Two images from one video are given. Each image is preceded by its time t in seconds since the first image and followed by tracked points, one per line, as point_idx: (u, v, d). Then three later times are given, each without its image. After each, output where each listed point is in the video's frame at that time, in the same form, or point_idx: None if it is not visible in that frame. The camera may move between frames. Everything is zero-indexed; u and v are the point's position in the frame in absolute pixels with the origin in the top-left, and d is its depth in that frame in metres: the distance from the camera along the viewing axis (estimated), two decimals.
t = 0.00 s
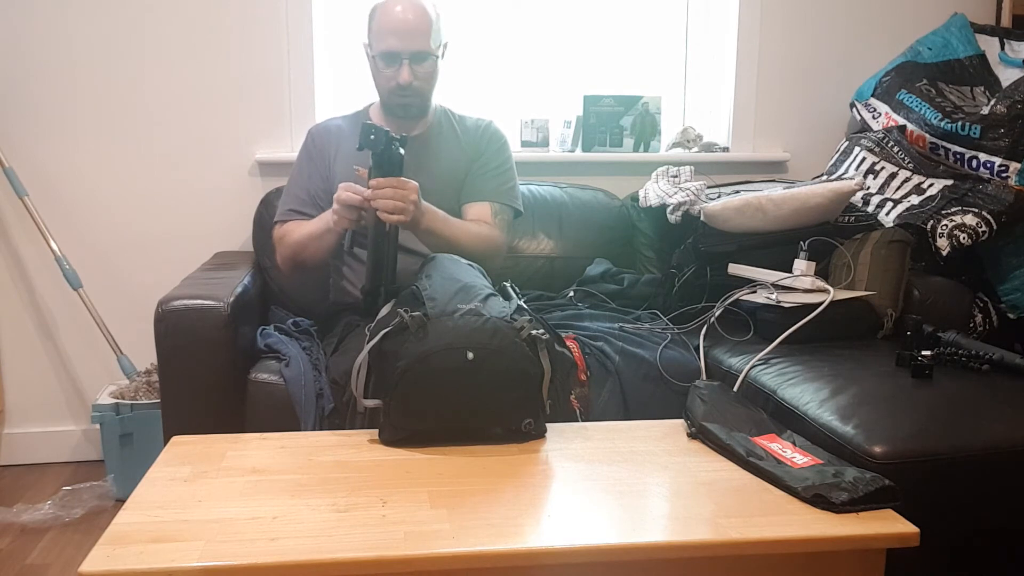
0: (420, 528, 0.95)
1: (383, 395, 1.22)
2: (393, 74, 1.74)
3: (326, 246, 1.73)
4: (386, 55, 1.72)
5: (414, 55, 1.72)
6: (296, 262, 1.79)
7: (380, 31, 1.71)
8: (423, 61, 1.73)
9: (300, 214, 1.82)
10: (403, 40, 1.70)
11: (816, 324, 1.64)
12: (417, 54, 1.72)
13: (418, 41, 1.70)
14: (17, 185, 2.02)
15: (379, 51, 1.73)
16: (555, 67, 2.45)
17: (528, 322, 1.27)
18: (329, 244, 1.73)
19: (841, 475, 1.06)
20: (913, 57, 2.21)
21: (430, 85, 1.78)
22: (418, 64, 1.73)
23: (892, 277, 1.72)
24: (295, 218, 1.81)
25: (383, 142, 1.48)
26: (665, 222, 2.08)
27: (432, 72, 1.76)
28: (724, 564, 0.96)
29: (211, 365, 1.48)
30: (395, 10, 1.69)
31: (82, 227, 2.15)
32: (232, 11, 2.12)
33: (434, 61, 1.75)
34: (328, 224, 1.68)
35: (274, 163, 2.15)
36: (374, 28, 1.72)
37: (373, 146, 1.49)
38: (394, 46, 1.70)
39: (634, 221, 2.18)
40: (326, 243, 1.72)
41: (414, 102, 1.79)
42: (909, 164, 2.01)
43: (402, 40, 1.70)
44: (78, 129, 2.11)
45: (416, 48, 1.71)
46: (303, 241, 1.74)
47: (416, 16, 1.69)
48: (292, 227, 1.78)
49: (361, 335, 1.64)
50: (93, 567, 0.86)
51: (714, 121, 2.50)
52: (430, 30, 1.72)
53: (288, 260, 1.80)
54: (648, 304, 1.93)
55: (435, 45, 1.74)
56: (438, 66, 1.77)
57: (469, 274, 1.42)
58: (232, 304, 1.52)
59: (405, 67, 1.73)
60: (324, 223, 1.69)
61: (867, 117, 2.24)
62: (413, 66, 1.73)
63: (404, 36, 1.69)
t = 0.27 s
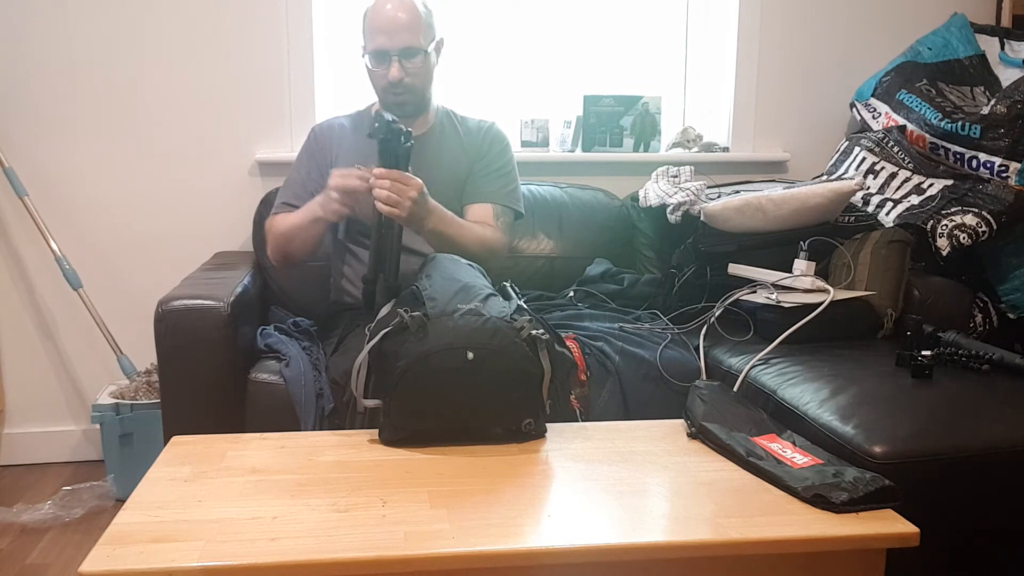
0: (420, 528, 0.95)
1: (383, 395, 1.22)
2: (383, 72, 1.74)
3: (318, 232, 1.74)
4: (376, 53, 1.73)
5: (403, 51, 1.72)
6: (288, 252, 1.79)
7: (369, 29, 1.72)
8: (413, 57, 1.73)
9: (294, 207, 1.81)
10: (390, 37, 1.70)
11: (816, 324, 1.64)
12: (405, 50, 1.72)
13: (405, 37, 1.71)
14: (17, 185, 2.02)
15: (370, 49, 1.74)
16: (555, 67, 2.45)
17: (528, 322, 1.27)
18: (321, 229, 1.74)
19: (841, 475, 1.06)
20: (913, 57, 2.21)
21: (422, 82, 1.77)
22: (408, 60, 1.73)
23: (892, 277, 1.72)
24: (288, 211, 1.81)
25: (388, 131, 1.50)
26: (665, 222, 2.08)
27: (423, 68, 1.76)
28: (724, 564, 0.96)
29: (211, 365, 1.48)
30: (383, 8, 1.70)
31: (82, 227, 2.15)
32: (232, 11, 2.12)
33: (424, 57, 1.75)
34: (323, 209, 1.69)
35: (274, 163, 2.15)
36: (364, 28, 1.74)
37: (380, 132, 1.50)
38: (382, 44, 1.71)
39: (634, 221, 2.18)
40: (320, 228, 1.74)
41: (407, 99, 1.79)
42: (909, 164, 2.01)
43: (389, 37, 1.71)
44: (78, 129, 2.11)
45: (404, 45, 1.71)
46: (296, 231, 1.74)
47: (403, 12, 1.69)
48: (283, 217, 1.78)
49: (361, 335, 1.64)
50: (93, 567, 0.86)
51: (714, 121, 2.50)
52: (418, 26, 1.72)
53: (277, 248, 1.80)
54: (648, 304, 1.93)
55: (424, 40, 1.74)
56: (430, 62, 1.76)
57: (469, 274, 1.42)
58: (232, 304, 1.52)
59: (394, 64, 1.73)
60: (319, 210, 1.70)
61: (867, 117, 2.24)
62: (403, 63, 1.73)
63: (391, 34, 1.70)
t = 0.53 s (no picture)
0: (420, 528, 0.95)
1: (383, 395, 1.22)
2: (377, 70, 1.75)
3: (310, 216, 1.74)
4: (369, 52, 1.73)
5: (395, 48, 1.72)
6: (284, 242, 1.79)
7: (361, 29, 1.73)
8: (406, 53, 1.73)
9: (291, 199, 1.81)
10: (382, 34, 1.71)
11: (816, 324, 1.64)
12: (398, 46, 1.72)
13: (397, 33, 1.71)
14: (17, 185, 2.02)
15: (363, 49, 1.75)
16: (555, 68, 2.45)
17: (528, 322, 1.27)
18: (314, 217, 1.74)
19: (841, 475, 1.06)
20: (913, 57, 2.21)
21: (418, 78, 1.77)
22: (401, 56, 1.73)
23: (892, 277, 1.72)
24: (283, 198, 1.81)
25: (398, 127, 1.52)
26: (665, 222, 2.08)
27: (417, 64, 1.75)
28: (724, 564, 0.96)
29: (210, 365, 1.48)
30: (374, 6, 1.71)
31: (82, 227, 2.15)
32: (232, 11, 2.12)
33: (418, 53, 1.74)
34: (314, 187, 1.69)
35: (274, 163, 2.15)
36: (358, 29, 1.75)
37: (388, 132, 1.52)
38: (374, 42, 1.72)
39: (634, 221, 2.17)
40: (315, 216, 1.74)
41: (403, 96, 1.79)
42: (909, 164, 2.01)
43: (381, 35, 1.71)
44: (78, 129, 2.11)
45: (396, 41, 1.71)
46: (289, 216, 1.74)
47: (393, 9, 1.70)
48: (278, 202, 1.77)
49: (361, 335, 1.64)
50: (93, 567, 0.86)
51: (714, 121, 2.50)
52: (410, 22, 1.72)
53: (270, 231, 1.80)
54: (648, 304, 1.94)
55: (417, 36, 1.74)
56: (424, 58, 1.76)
57: (469, 274, 1.42)
58: (232, 304, 1.52)
59: (388, 61, 1.73)
60: (312, 195, 1.70)
61: (867, 117, 2.24)
62: (396, 59, 1.73)
63: (383, 31, 1.71)
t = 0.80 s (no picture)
0: (420, 528, 0.95)
1: (383, 395, 1.22)
2: (384, 73, 1.74)
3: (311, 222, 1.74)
4: (376, 54, 1.73)
5: (402, 51, 1.72)
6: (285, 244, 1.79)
7: (367, 31, 1.72)
8: (412, 56, 1.73)
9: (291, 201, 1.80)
10: (390, 37, 1.70)
11: (816, 324, 1.64)
12: (405, 50, 1.72)
13: (405, 37, 1.71)
14: (17, 185, 2.02)
15: (369, 51, 1.73)
16: (555, 67, 2.45)
17: (528, 322, 1.27)
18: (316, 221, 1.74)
19: (841, 475, 1.06)
20: (913, 57, 2.21)
21: (423, 81, 1.77)
22: (408, 60, 1.73)
23: (892, 277, 1.72)
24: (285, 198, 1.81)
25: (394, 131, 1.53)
26: (665, 222, 2.08)
27: (422, 67, 1.76)
28: (724, 564, 0.96)
29: (210, 365, 1.48)
30: (380, 8, 1.69)
31: (82, 227, 2.15)
32: (232, 11, 2.12)
33: (424, 56, 1.75)
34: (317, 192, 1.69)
35: (274, 163, 2.15)
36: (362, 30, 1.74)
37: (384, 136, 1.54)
38: (382, 45, 1.71)
39: (635, 221, 2.17)
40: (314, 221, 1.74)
41: (408, 98, 1.79)
42: (909, 164, 2.01)
43: (389, 38, 1.70)
44: (78, 129, 2.11)
45: (404, 45, 1.71)
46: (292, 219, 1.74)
47: (400, 12, 1.69)
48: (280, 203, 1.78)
49: (361, 336, 1.64)
50: (93, 567, 0.86)
51: (714, 121, 2.50)
52: (416, 25, 1.72)
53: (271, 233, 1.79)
54: (648, 304, 1.94)
55: (423, 39, 1.74)
56: (430, 60, 1.77)
57: (470, 274, 1.42)
58: (232, 304, 1.52)
59: (395, 64, 1.73)
60: (313, 198, 1.69)
61: (867, 117, 2.24)
62: (403, 62, 1.73)
63: (390, 34, 1.70)
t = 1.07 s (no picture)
0: (420, 528, 0.95)
1: (383, 395, 1.22)
2: (404, 80, 1.72)
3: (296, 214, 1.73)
4: (398, 61, 1.71)
5: (426, 61, 1.72)
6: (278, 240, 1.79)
7: (390, 36, 1.69)
8: (435, 67, 1.73)
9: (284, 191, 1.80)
10: (416, 45, 1.69)
11: (816, 324, 1.64)
12: (429, 60, 1.71)
13: (430, 47, 1.70)
14: (17, 185, 2.02)
15: (391, 56, 1.71)
16: (555, 68, 2.45)
17: (528, 322, 1.27)
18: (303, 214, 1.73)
19: (841, 475, 1.06)
20: (913, 57, 2.21)
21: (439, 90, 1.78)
22: (430, 70, 1.73)
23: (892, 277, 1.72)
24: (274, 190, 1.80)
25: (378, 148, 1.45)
26: (665, 222, 2.08)
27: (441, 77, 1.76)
28: (724, 564, 0.96)
29: (210, 365, 1.48)
30: (405, 15, 1.68)
31: (82, 227, 2.15)
32: (232, 11, 2.12)
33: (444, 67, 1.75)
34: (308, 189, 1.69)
35: (273, 163, 2.15)
36: (383, 35, 1.70)
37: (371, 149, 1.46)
38: (406, 52, 1.69)
39: (634, 221, 2.17)
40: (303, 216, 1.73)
41: (423, 106, 1.78)
42: (909, 164, 2.01)
43: (414, 47, 1.69)
44: (78, 129, 2.11)
45: (428, 55, 1.71)
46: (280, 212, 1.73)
47: (426, 21, 1.68)
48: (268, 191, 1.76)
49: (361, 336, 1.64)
50: (93, 566, 0.86)
51: (714, 121, 2.50)
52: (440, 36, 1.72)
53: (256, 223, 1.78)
54: (648, 304, 1.94)
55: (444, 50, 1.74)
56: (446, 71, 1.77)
57: (470, 274, 1.42)
58: (232, 304, 1.52)
59: (417, 72, 1.72)
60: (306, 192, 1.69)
61: (867, 117, 2.24)
62: (425, 72, 1.72)
63: (417, 42, 1.69)
